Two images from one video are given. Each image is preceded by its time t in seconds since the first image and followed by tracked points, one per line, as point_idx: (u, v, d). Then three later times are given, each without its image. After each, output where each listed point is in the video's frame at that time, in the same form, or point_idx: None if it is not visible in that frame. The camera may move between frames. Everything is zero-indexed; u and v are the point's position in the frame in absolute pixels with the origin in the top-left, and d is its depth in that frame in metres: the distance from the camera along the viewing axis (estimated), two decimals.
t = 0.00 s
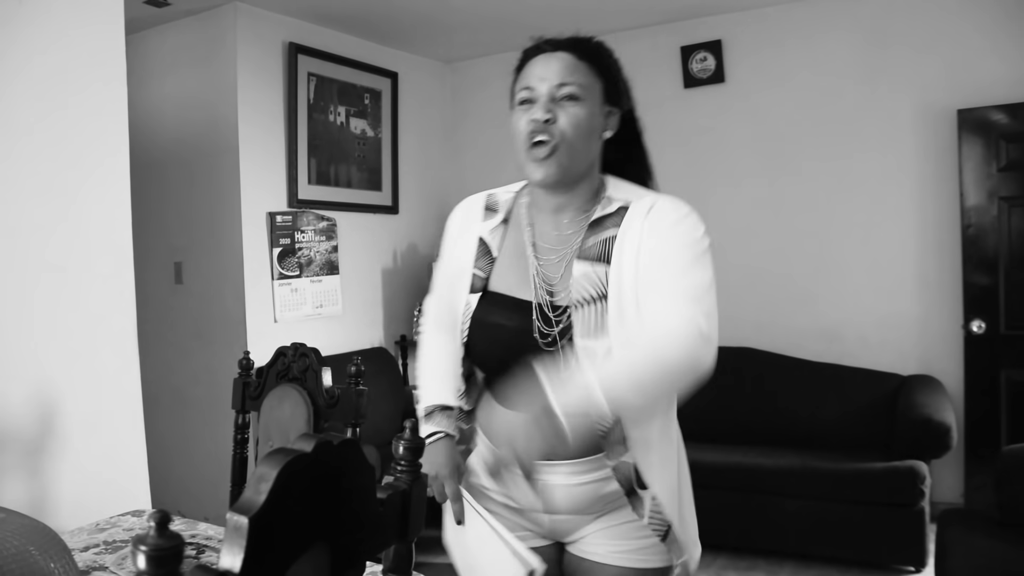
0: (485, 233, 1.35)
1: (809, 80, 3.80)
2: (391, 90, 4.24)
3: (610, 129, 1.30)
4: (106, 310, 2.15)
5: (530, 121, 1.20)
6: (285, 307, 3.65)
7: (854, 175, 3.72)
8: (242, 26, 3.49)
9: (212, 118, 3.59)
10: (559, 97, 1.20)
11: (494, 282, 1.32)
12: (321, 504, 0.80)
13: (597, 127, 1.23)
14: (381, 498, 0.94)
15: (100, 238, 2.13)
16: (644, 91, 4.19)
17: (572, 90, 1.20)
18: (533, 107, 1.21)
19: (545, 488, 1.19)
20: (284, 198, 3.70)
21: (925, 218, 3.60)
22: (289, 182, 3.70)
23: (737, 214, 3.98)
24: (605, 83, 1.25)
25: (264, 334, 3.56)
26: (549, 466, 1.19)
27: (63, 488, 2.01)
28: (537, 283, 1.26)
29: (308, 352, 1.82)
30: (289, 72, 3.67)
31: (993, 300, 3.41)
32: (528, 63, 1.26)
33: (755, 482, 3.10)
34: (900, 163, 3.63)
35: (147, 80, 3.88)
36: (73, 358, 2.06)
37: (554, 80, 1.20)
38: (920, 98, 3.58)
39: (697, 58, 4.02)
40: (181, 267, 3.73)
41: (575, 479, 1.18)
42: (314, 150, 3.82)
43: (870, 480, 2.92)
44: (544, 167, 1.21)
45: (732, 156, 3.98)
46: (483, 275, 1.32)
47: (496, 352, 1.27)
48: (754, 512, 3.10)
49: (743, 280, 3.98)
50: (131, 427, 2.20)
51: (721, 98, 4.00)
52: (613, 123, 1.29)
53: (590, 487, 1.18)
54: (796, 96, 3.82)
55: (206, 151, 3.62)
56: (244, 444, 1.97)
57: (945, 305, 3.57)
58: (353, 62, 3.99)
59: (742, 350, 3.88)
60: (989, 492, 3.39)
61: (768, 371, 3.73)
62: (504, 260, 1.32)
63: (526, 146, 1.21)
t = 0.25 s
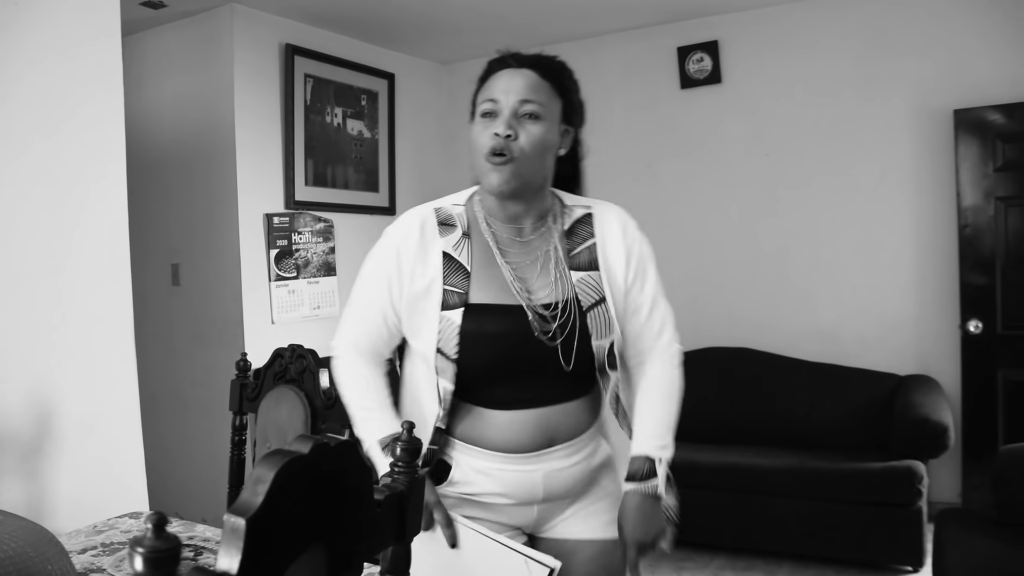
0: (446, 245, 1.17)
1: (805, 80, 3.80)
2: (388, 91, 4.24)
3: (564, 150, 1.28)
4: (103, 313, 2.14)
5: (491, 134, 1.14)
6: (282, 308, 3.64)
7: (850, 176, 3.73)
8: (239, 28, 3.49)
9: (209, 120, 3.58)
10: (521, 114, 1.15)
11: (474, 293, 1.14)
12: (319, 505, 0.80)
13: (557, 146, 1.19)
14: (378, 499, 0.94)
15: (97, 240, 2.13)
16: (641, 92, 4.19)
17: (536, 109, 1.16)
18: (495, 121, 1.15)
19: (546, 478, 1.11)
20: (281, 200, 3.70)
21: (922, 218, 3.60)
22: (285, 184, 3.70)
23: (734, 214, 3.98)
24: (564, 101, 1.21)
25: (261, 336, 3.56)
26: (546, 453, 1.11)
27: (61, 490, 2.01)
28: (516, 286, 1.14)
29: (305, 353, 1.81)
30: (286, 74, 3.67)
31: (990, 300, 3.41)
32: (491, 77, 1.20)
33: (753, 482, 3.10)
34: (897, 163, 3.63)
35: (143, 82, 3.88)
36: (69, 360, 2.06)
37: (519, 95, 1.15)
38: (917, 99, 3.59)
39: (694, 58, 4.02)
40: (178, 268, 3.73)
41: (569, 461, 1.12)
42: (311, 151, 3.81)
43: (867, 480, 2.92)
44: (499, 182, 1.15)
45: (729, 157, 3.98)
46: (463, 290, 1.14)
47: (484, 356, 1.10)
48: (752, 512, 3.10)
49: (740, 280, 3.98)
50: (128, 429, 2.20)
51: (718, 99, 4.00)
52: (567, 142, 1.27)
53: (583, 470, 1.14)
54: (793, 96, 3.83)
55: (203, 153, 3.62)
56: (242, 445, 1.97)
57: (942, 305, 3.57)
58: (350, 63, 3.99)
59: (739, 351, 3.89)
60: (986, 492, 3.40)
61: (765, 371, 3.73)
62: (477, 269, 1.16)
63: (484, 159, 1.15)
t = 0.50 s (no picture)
0: (463, 237, 1.19)
1: (803, 79, 3.80)
2: (386, 90, 4.24)
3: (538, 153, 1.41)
4: (101, 312, 2.14)
5: (489, 136, 1.24)
6: (280, 307, 3.64)
7: (848, 174, 3.73)
8: (237, 27, 3.49)
9: (207, 119, 3.58)
10: (516, 119, 1.25)
11: (500, 274, 1.19)
12: (316, 504, 0.80)
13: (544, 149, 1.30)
14: (376, 497, 0.94)
15: (95, 240, 2.13)
16: (639, 90, 4.19)
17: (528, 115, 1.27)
18: (491, 125, 1.25)
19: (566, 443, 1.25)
20: (279, 199, 3.70)
21: (919, 216, 3.61)
22: (284, 182, 3.69)
23: (732, 212, 3.98)
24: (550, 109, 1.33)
25: (259, 335, 3.56)
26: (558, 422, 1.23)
27: (60, 489, 2.01)
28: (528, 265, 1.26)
29: (303, 351, 1.81)
30: (284, 73, 3.67)
31: (988, 298, 3.41)
32: (484, 82, 1.29)
33: (751, 480, 3.10)
34: (895, 161, 3.64)
35: (141, 80, 3.88)
36: (68, 359, 2.06)
37: (515, 103, 1.25)
38: (915, 97, 3.59)
39: (692, 56, 4.02)
40: (177, 267, 3.73)
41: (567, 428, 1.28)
42: (309, 150, 3.81)
43: (865, 478, 2.92)
44: (493, 179, 1.26)
45: (726, 154, 3.99)
46: (487, 274, 1.17)
47: (522, 326, 1.16)
48: (749, 509, 3.11)
49: (738, 278, 3.98)
50: (127, 427, 2.20)
51: (716, 97, 4.00)
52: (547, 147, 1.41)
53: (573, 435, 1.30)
54: (791, 95, 3.83)
55: (201, 152, 3.61)
56: (240, 444, 1.97)
57: (939, 303, 3.58)
58: (348, 62, 3.99)
59: (737, 349, 3.89)
60: (984, 489, 3.40)
61: (764, 368, 3.73)
62: (493, 255, 1.21)
63: (482, 158, 1.25)
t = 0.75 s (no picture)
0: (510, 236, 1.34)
1: (801, 73, 3.80)
2: (384, 84, 4.23)
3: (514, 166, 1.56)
4: (98, 305, 2.14)
5: (536, 153, 1.39)
6: (277, 301, 3.64)
7: (846, 169, 3.73)
8: (234, 21, 3.48)
9: (203, 113, 3.57)
10: (553, 141, 1.42)
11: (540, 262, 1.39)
12: (312, 496, 0.80)
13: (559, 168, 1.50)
14: (373, 490, 0.95)
15: (92, 234, 2.12)
16: (637, 84, 4.19)
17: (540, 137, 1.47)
18: (533, 142, 1.40)
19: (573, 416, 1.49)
20: (276, 192, 3.69)
21: (917, 211, 3.61)
22: (281, 176, 3.69)
23: (730, 206, 3.98)
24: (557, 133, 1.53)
25: (257, 329, 3.56)
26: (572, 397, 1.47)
27: (56, 483, 2.01)
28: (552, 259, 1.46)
29: (300, 345, 1.81)
30: (282, 66, 3.66)
31: (985, 292, 3.42)
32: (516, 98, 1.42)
33: (748, 474, 3.11)
34: (892, 156, 3.64)
35: (137, 74, 3.86)
36: (66, 352, 2.06)
37: (554, 126, 1.42)
38: (912, 91, 3.59)
39: (690, 51, 4.01)
40: (174, 261, 3.73)
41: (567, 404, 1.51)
42: (307, 144, 3.81)
43: (862, 472, 2.92)
44: (535, 192, 1.41)
45: (724, 149, 3.98)
46: (531, 264, 1.37)
47: (560, 310, 1.37)
48: (746, 503, 3.12)
49: (735, 273, 3.98)
50: (123, 421, 2.19)
51: (714, 92, 4.00)
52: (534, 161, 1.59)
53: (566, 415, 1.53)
54: (788, 89, 3.83)
55: (198, 146, 3.60)
56: (237, 438, 1.97)
57: (936, 298, 3.58)
58: (345, 55, 3.98)
59: (735, 343, 3.89)
60: (980, 484, 3.41)
61: (761, 363, 3.73)
62: (531, 250, 1.40)
63: (530, 171, 1.39)
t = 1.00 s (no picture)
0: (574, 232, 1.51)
1: (799, 70, 3.80)
2: (382, 81, 4.22)
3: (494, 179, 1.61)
4: (95, 303, 2.14)
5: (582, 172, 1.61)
6: (276, 299, 3.64)
7: (844, 166, 3.73)
8: (231, 18, 3.48)
9: (201, 110, 3.57)
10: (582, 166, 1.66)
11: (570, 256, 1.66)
12: (310, 493, 0.80)
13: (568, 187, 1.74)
14: (370, 488, 0.95)
15: (89, 231, 2.12)
16: (635, 81, 4.19)
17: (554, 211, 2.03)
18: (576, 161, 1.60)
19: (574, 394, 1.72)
20: (274, 190, 3.69)
21: (915, 208, 3.61)
22: (279, 173, 3.69)
23: (728, 204, 3.98)
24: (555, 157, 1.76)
25: (255, 326, 3.56)
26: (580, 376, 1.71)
27: (54, 480, 2.01)
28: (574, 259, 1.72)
29: (298, 342, 1.81)
30: (279, 63, 3.66)
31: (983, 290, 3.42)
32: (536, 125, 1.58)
33: (746, 472, 3.11)
34: (890, 153, 3.64)
35: (134, 71, 3.85)
36: (63, 349, 2.05)
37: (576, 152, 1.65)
38: (911, 88, 3.59)
39: (688, 48, 4.01)
40: (172, 259, 3.72)
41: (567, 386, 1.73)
42: (305, 141, 3.80)
43: (860, 469, 2.93)
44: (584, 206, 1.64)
45: (722, 146, 3.98)
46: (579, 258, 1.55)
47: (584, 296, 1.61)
48: (744, 500, 3.12)
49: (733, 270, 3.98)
50: (122, 418, 2.19)
51: (712, 89, 3.99)
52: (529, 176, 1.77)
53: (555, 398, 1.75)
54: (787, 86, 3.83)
55: (196, 143, 3.60)
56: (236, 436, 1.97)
57: (935, 295, 3.58)
58: (343, 52, 3.98)
59: (733, 340, 3.89)
60: (978, 481, 3.41)
61: (760, 360, 3.74)
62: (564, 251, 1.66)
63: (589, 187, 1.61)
